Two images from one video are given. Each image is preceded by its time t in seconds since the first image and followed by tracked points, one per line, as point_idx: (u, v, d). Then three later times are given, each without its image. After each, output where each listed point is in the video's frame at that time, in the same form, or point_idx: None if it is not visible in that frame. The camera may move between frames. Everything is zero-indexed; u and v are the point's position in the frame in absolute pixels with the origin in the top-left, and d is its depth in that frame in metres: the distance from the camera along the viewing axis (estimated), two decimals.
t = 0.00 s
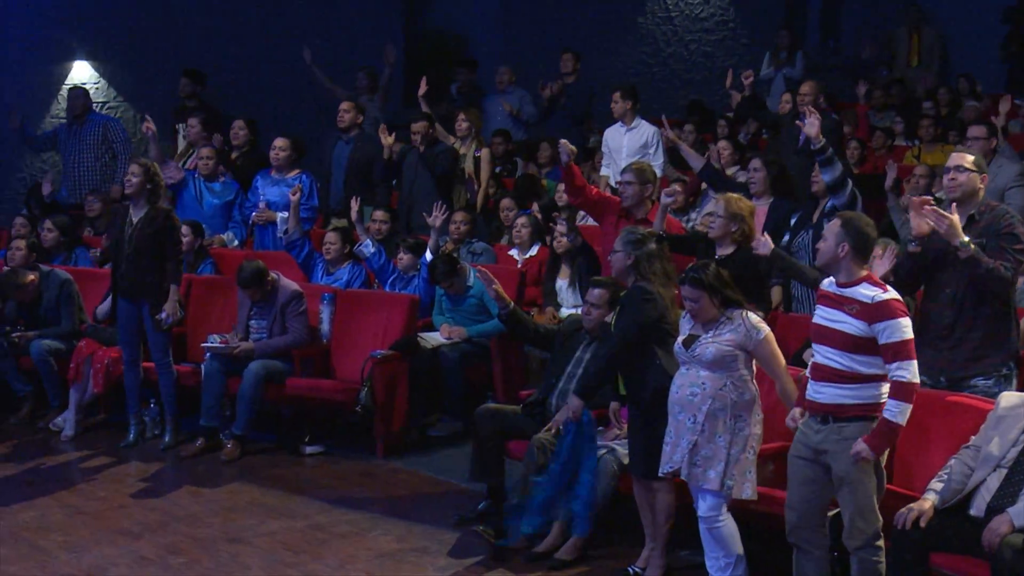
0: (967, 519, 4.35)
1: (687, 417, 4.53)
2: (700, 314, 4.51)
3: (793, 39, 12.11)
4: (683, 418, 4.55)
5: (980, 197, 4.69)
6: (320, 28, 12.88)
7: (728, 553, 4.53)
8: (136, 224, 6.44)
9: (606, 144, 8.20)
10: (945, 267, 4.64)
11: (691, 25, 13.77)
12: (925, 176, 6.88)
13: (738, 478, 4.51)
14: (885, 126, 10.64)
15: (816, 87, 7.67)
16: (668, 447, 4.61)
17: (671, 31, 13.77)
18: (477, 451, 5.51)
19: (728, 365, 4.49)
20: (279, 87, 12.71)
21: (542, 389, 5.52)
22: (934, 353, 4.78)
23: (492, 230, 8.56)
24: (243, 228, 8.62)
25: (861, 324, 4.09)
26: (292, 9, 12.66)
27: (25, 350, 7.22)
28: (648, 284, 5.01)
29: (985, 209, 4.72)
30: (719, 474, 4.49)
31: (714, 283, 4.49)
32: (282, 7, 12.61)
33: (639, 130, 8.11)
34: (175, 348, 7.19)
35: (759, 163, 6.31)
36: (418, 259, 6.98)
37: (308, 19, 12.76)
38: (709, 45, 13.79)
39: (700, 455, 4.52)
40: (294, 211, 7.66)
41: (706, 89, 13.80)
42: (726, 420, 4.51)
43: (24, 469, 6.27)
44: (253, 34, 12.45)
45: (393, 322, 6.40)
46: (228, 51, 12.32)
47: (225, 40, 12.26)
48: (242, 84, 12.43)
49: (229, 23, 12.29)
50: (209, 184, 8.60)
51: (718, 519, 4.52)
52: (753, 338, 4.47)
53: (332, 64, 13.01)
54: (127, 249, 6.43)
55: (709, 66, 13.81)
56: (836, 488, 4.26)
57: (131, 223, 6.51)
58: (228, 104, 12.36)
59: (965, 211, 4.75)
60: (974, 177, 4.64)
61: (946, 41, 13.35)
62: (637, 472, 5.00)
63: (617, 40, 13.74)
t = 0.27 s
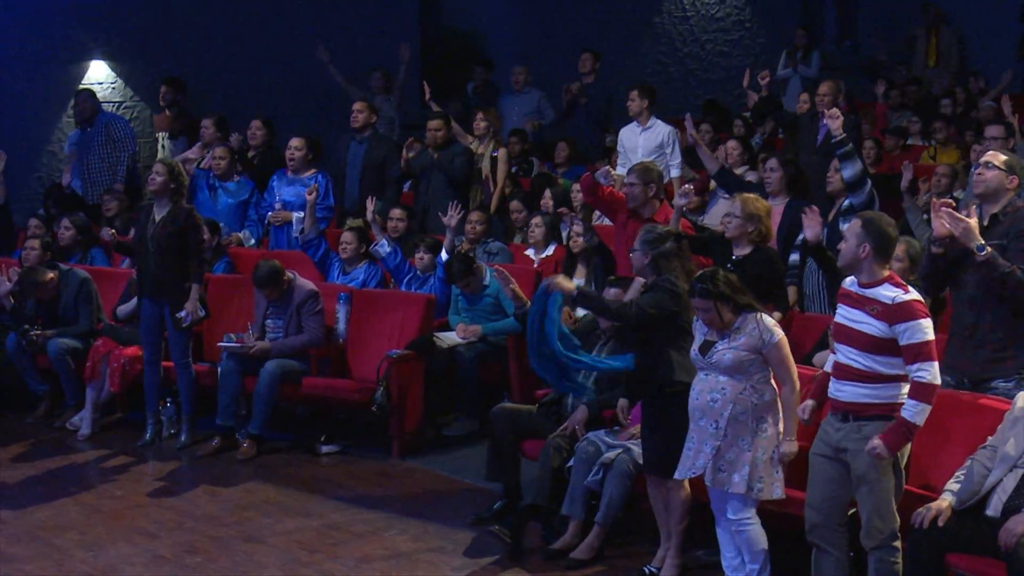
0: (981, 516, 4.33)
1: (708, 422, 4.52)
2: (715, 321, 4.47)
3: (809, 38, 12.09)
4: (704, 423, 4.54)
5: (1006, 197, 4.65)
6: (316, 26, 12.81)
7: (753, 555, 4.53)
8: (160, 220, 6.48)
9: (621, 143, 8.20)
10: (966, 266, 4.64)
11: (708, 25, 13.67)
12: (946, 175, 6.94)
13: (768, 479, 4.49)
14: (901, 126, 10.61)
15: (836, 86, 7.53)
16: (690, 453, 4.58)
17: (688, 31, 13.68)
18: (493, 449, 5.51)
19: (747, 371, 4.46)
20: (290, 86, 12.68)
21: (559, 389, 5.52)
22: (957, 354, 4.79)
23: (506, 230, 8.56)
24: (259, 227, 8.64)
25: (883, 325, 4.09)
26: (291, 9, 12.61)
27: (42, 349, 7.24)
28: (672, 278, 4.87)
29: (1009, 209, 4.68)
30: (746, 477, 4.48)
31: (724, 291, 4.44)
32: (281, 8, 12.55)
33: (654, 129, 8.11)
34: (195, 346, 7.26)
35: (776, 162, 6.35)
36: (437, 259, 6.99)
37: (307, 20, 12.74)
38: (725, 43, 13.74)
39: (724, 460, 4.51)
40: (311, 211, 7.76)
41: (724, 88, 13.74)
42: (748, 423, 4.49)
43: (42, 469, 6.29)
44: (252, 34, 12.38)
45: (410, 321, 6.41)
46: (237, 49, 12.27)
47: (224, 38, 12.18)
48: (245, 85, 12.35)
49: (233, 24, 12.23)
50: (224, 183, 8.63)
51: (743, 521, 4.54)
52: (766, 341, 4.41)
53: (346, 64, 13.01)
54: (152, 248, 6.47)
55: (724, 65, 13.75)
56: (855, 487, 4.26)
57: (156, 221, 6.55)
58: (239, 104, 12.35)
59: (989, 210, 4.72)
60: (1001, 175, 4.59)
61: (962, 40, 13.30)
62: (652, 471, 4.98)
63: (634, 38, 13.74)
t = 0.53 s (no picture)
0: (995, 519, 4.30)
1: (726, 427, 4.50)
2: (732, 322, 4.46)
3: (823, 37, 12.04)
4: (722, 428, 4.52)
5: None
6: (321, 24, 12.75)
7: (776, 555, 4.53)
8: (179, 221, 6.51)
9: (635, 142, 8.48)
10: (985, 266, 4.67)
11: (721, 25, 13.45)
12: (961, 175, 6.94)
13: (792, 477, 4.49)
14: (917, 124, 10.57)
15: (853, 87, 7.76)
16: (708, 456, 4.57)
17: (702, 32, 13.49)
18: (507, 448, 5.52)
19: (762, 373, 4.47)
20: (301, 86, 12.68)
21: (573, 388, 5.53)
22: (977, 353, 4.80)
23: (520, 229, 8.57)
24: (273, 226, 8.68)
25: (899, 327, 4.07)
26: (291, 9, 12.57)
27: (57, 347, 7.27)
28: (687, 275, 4.94)
29: None
30: (768, 479, 4.46)
31: (732, 300, 4.43)
32: (281, 8, 12.53)
33: (668, 129, 8.42)
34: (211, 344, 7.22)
35: (793, 162, 6.36)
36: (450, 258, 7.00)
37: (308, 20, 12.66)
38: (739, 43, 13.40)
39: (745, 463, 4.49)
40: (325, 211, 7.77)
41: (736, 88, 13.48)
42: (766, 425, 4.48)
43: (57, 468, 6.30)
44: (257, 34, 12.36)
45: (423, 320, 6.43)
46: (241, 52, 12.31)
47: (225, 38, 12.19)
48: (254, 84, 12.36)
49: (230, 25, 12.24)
50: (239, 182, 8.67)
51: (774, 518, 4.51)
52: (780, 343, 4.42)
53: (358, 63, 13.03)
54: (172, 249, 6.50)
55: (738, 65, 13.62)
56: (870, 487, 4.26)
57: (177, 220, 6.57)
58: (249, 104, 12.36)
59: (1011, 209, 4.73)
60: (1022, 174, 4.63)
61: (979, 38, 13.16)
62: (668, 470, 4.92)
63: (648, 39, 13.69)
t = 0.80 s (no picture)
0: (1012, 519, 4.26)
1: (743, 432, 4.52)
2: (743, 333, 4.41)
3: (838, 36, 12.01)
4: (738, 433, 4.54)
5: None
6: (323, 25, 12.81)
7: (787, 558, 4.57)
8: (200, 221, 6.52)
9: (651, 143, 8.56)
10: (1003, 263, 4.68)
11: (736, 24, 13.45)
12: (972, 176, 6.91)
13: (811, 482, 4.49)
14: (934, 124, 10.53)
15: (871, 87, 7.90)
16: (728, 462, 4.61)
17: (717, 31, 13.49)
18: (521, 450, 5.52)
19: (778, 378, 4.43)
20: (309, 85, 12.77)
21: (587, 389, 5.54)
22: (994, 352, 4.80)
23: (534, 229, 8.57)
24: (287, 225, 8.68)
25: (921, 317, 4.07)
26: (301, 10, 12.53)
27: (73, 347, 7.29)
28: (691, 276, 4.83)
29: None
30: (787, 483, 4.47)
31: (742, 312, 4.38)
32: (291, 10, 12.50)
33: (684, 129, 8.49)
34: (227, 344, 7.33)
35: (810, 162, 6.35)
36: (461, 258, 7.07)
37: (307, 20, 12.69)
38: (753, 44, 13.43)
39: (763, 468, 4.49)
40: (340, 210, 7.79)
41: (751, 88, 13.49)
42: (784, 429, 4.48)
43: (73, 467, 6.32)
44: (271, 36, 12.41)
45: (437, 320, 6.46)
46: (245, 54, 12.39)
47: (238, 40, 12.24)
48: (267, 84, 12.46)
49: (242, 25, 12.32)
50: (252, 182, 8.70)
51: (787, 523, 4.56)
52: (791, 352, 4.37)
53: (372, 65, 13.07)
54: (193, 250, 6.51)
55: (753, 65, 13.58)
56: (887, 487, 4.24)
57: (196, 220, 6.58)
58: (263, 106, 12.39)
59: None
60: None
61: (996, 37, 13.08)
62: (684, 471, 4.94)
63: (662, 39, 13.65)
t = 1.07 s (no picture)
0: None
1: (754, 429, 4.49)
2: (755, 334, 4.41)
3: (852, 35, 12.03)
4: (749, 431, 4.52)
5: None
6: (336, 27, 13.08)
7: (799, 557, 4.54)
8: (218, 220, 6.53)
9: (665, 142, 8.57)
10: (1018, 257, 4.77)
11: (750, 24, 13.43)
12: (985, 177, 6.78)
13: (823, 482, 4.45)
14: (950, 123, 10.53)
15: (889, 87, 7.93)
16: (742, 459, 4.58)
17: (731, 30, 13.47)
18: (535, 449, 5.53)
19: (787, 376, 4.43)
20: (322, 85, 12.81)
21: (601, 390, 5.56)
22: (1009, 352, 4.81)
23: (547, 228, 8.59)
24: (304, 224, 8.69)
25: (932, 303, 4.09)
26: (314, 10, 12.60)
27: (88, 346, 7.32)
28: (699, 279, 4.91)
29: None
30: (798, 482, 4.44)
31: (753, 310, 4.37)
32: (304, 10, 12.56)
33: (698, 130, 8.46)
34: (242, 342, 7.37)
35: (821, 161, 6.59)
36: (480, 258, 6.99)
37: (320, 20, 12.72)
38: (769, 43, 13.38)
39: (773, 466, 4.45)
40: (355, 210, 7.94)
41: (764, 87, 13.49)
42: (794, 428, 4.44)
43: (88, 466, 6.34)
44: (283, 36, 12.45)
45: (452, 322, 6.48)
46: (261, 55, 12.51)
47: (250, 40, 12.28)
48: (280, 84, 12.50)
49: (257, 28, 12.45)
50: (268, 181, 8.65)
51: (795, 523, 4.54)
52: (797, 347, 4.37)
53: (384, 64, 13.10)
54: (209, 248, 6.52)
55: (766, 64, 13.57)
56: (900, 486, 4.22)
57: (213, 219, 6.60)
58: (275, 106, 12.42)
59: None
60: None
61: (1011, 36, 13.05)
62: (699, 471, 4.91)
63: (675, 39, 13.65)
